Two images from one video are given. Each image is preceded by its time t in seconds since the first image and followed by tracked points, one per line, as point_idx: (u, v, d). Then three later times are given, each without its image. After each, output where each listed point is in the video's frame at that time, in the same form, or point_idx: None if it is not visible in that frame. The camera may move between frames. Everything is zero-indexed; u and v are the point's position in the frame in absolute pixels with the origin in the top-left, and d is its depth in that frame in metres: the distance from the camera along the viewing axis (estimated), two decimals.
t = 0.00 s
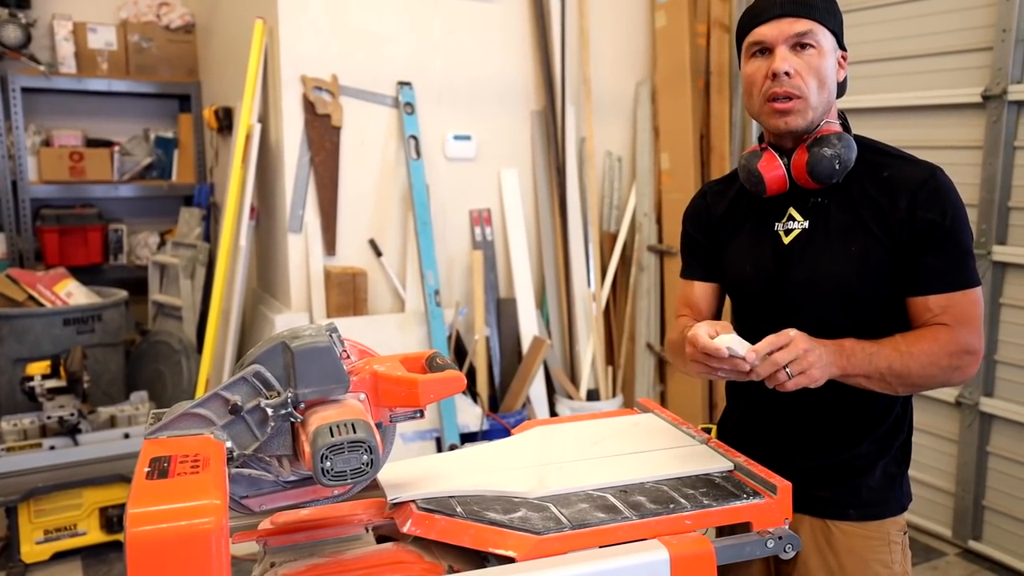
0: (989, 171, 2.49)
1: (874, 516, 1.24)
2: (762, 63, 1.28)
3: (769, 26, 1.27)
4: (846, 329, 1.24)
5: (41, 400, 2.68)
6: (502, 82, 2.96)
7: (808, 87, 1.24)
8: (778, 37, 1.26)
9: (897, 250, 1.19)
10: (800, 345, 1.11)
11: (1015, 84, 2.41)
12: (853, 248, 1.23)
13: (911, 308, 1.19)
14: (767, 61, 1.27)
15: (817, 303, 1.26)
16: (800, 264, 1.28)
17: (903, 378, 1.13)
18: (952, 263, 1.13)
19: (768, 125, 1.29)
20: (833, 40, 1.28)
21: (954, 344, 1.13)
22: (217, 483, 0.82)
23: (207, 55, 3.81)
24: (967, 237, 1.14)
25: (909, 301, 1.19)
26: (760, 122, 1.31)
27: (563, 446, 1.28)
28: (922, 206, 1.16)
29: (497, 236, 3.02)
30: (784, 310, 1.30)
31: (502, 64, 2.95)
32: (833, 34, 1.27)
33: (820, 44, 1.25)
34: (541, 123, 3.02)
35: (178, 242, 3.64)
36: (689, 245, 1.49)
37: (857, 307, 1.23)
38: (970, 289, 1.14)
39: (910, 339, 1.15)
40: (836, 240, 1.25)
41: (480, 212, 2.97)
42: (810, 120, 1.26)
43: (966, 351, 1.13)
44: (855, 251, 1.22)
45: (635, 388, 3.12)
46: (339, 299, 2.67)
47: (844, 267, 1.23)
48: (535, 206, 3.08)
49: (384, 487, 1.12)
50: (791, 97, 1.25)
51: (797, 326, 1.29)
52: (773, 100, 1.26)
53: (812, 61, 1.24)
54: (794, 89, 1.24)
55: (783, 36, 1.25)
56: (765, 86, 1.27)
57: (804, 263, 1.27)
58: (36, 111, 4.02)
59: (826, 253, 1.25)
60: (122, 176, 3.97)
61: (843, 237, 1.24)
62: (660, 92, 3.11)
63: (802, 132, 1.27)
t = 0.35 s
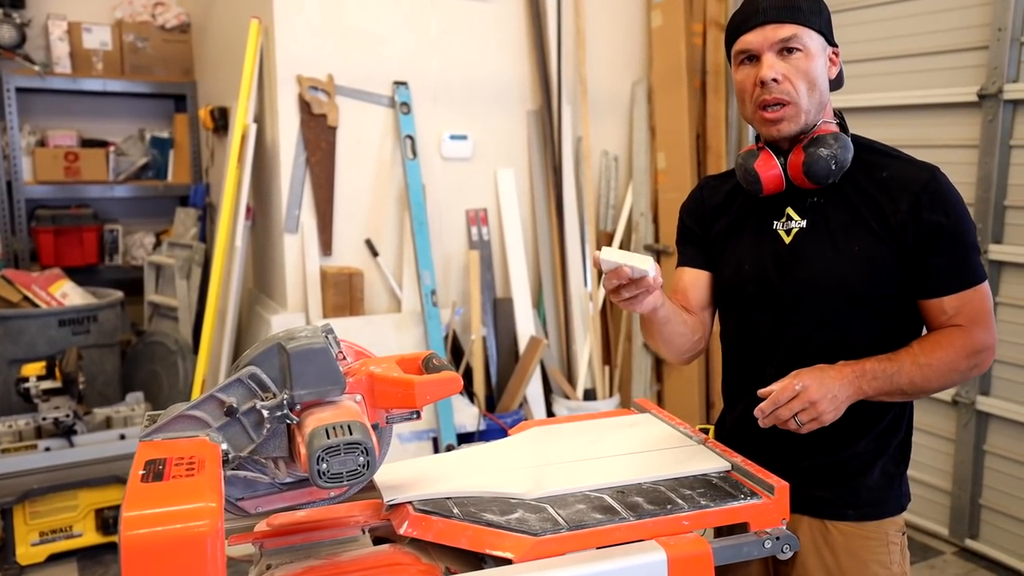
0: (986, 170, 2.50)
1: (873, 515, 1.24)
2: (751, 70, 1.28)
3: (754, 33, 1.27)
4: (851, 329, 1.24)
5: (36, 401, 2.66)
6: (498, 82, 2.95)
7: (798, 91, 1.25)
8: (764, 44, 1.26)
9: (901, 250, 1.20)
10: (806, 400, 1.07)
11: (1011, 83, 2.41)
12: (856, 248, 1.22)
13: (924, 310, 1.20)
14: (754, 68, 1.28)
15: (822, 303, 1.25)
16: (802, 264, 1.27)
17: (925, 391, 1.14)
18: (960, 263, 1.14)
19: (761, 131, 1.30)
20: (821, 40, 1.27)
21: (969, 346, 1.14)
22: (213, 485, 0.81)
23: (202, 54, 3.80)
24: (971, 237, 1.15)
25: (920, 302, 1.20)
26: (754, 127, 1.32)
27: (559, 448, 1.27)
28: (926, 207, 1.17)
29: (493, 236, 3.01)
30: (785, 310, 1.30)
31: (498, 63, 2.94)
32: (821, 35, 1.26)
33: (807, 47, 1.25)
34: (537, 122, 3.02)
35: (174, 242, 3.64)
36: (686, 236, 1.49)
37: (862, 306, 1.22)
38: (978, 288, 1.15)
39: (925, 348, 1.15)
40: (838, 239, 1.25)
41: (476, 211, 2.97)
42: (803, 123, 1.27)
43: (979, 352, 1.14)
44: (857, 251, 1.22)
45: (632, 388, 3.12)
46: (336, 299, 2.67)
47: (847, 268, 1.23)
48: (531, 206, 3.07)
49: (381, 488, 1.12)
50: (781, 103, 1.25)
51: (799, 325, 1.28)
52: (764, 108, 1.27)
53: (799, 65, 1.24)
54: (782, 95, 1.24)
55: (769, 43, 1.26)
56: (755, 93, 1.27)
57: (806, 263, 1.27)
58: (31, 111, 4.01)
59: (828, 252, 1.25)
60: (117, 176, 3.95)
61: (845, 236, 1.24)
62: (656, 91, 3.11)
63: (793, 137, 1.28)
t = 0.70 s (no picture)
0: (981, 169, 2.50)
1: (870, 514, 1.24)
2: (742, 75, 1.28)
3: (745, 38, 1.26)
4: (848, 328, 1.24)
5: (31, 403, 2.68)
6: (494, 82, 2.95)
7: (787, 96, 1.24)
8: (754, 50, 1.25)
9: (899, 248, 1.20)
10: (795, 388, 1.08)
11: (1006, 82, 2.42)
12: (853, 246, 1.23)
13: (919, 308, 1.20)
14: (745, 72, 1.28)
15: (820, 302, 1.25)
16: (801, 262, 1.27)
17: (921, 387, 1.14)
18: (955, 260, 1.14)
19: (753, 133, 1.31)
20: (815, 42, 1.25)
21: (965, 344, 1.13)
22: (208, 486, 0.81)
23: (198, 54, 3.79)
24: (968, 235, 1.15)
25: (915, 299, 1.20)
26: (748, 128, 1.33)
27: (556, 448, 1.27)
28: (924, 204, 1.17)
29: (490, 236, 3.01)
30: (784, 309, 1.30)
31: (494, 63, 2.94)
32: (814, 38, 1.24)
33: (797, 52, 1.23)
34: (534, 122, 3.02)
35: (170, 242, 3.63)
36: (684, 235, 1.48)
37: (861, 304, 1.22)
38: (973, 286, 1.15)
39: (918, 343, 1.15)
40: (837, 238, 1.25)
41: (473, 211, 2.97)
42: (794, 126, 1.27)
43: (975, 349, 1.14)
44: (854, 250, 1.22)
45: (629, 388, 3.11)
46: (332, 299, 2.67)
47: (845, 266, 1.23)
48: (528, 205, 3.07)
49: (378, 489, 1.12)
50: (769, 108, 1.26)
51: (797, 324, 1.28)
52: (754, 112, 1.28)
53: (790, 70, 1.23)
54: (771, 101, 1.25)
55: (758, 49, 1.25)
56: (746, 97, 1.28)
57: (805, 262, 1.27)
58: (27, 111, 4.00)
59: (826, 251, 1.25)
60: (113, 176, 3.94)
61: (843, 235, 1.24)
62: (652, 91, 3.11)
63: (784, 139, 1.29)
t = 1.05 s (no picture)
0: (975, 171, 2.51)
1: (864, 514, 1.25)
2: (745, 78, 1.28)
3: (751, 42, 1.25)
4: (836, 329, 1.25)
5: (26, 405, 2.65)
6: (490, 83, 2.95)
7: (785, 106, 1.24)
8: (758, 57, 1.25)
9: (885, 250, 1.20)
10: (755, 305, 1.07)
11: (999, 84, 2.43)
12: (844, 249, 1.23)
13: (883, 301, 1.19)
14: (748, 77, 1.28)
15: (809, 304, 1.27)
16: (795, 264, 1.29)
17: (865, 363, 1.12)
18: (929, 261, 1.14)
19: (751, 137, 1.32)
20: (821, 52, 1.23)
21: (920, 339, 1.11)
22: (203, 490, 0.81)
23: (194, 56, 3.78)
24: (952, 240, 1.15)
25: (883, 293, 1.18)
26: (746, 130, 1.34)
27: (551, 450, 1.27)
28: (911, 208, 1.17)
29: (486, 237, 3.01)
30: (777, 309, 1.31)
31: (490, 64, 2.94)
32: (821, 48, 1.23)
33: (802, 62, 1.22)
34: (530, 124, 3.02)
35: (165, 244, 3.62)
36: (683, 234, 1.49)
37: (848, 308, 1.24)
38: (943, 291, 1.13)
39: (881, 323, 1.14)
40: (829, 241, 1.26)
41: (469, 213, 2.97)
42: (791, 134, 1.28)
43: (929, 348, 1.12)
44: (845, 253, 1.23)
45: (625, 389, 3.12)
46: (328, 301, 2.67)
47: (836, 269, 1.24)
48: (523, 207, 3.08)
49: (374, 491, 1.12)
50: (767, 116, 1.27)
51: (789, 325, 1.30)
52: (752, 117, 1.29)
53: (791, 80, 1.23)
54: (769, 109, 1.25)
55: (762, 56, 1.24)
56: (746, 102, 1.28)
57: (798, 264, 1.28)
58: (22, 113, 3.99)
59: (818, 253, 1.26)
60: (108, 178, 3.93)
61: (835, 238, 1.25)
62: (648, 92, 3.12)
63: (782, 145, 1.30)
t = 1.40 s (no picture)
0: (968, 175, 2.53)
1: (853, 520, 1.25)
2: (749, 80, 1.28)
3: (758, 45, 1.25)
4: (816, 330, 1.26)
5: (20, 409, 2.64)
6: (486, 86, 2.96)
7: (784, 113, 1.25)
8: (763, 62, 1.24)
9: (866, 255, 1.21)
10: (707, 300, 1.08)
11: (992, 89, 2.44)
12: (828, 252, 1.24)
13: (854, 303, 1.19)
14: (752, 79, 1.27)
15: (792, 305, 1.27)
16: (780, 266, 1.29)
17: (826, 371, 1.12)
18: (905, 267, 1.15)
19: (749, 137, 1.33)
20: (826, 62, 1.23)
21: (883, 344, 1.12)
22: (197, 496, 0.81)
23: (189, 58, 3.78)
24: (934, 248, 1.15)
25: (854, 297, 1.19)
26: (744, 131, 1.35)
27: (544, 455, 1.27)
28: (895, 213, 1.17)
29: (482, 241, 3.01)
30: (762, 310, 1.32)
31: (485, 67, 2.94)
32: (827, 59, 1.22)
33: (805, 72, 1.22)
34: (525, 127, 3.03)
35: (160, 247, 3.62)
36: (677, 235, 1.49)
37: (829, 310, 1.24)
38: (915, 298, 1.14)
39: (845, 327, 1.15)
40: (814, 243, 1.26)
41: (464, 216, 2.97)
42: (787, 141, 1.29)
43: (893, 354, 1.13)
44: (829, 256, 1.24)
45: (620, 392, 3.12)
46: (323, 304, 2.66)
47: (821, 271, 1.25)
48: (519, 210, 3.08)
49: (367, 497, 1.12)
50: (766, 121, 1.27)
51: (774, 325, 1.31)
52: (752, 119, 1.30)
53: (793, 89, 1.23)
54: (768, 115, 1.26)
55: (767, 62, 1.24)
56: (747, 105, 1.29)
57: (784, 265, 1.29)
58: (15, 115, 3.98)
59: (803, 255, 1.27)
60: (103, 180, 3.90)
61: (820, 240, 1.25)
62: (643, 95, 3.12)
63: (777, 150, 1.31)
